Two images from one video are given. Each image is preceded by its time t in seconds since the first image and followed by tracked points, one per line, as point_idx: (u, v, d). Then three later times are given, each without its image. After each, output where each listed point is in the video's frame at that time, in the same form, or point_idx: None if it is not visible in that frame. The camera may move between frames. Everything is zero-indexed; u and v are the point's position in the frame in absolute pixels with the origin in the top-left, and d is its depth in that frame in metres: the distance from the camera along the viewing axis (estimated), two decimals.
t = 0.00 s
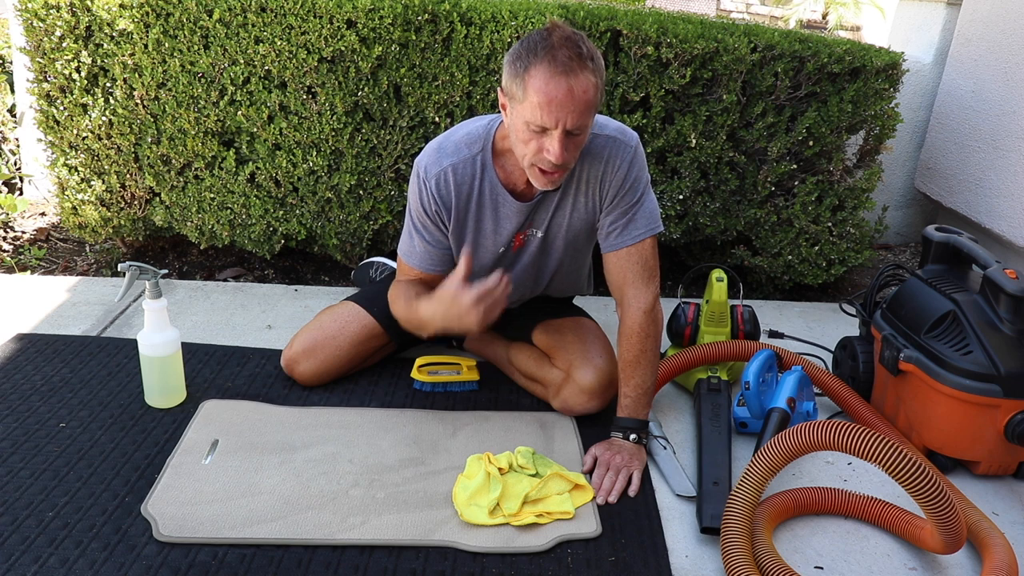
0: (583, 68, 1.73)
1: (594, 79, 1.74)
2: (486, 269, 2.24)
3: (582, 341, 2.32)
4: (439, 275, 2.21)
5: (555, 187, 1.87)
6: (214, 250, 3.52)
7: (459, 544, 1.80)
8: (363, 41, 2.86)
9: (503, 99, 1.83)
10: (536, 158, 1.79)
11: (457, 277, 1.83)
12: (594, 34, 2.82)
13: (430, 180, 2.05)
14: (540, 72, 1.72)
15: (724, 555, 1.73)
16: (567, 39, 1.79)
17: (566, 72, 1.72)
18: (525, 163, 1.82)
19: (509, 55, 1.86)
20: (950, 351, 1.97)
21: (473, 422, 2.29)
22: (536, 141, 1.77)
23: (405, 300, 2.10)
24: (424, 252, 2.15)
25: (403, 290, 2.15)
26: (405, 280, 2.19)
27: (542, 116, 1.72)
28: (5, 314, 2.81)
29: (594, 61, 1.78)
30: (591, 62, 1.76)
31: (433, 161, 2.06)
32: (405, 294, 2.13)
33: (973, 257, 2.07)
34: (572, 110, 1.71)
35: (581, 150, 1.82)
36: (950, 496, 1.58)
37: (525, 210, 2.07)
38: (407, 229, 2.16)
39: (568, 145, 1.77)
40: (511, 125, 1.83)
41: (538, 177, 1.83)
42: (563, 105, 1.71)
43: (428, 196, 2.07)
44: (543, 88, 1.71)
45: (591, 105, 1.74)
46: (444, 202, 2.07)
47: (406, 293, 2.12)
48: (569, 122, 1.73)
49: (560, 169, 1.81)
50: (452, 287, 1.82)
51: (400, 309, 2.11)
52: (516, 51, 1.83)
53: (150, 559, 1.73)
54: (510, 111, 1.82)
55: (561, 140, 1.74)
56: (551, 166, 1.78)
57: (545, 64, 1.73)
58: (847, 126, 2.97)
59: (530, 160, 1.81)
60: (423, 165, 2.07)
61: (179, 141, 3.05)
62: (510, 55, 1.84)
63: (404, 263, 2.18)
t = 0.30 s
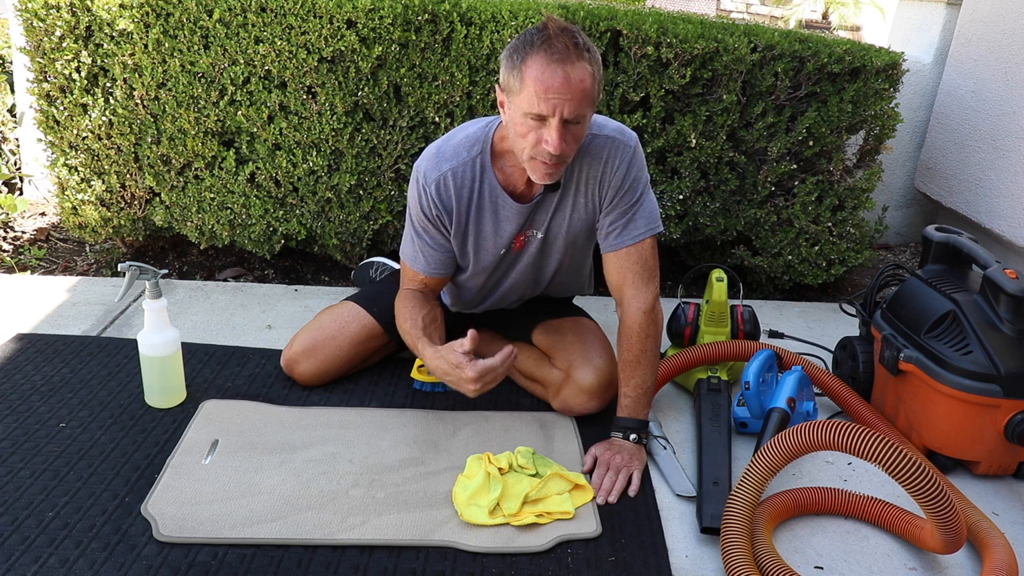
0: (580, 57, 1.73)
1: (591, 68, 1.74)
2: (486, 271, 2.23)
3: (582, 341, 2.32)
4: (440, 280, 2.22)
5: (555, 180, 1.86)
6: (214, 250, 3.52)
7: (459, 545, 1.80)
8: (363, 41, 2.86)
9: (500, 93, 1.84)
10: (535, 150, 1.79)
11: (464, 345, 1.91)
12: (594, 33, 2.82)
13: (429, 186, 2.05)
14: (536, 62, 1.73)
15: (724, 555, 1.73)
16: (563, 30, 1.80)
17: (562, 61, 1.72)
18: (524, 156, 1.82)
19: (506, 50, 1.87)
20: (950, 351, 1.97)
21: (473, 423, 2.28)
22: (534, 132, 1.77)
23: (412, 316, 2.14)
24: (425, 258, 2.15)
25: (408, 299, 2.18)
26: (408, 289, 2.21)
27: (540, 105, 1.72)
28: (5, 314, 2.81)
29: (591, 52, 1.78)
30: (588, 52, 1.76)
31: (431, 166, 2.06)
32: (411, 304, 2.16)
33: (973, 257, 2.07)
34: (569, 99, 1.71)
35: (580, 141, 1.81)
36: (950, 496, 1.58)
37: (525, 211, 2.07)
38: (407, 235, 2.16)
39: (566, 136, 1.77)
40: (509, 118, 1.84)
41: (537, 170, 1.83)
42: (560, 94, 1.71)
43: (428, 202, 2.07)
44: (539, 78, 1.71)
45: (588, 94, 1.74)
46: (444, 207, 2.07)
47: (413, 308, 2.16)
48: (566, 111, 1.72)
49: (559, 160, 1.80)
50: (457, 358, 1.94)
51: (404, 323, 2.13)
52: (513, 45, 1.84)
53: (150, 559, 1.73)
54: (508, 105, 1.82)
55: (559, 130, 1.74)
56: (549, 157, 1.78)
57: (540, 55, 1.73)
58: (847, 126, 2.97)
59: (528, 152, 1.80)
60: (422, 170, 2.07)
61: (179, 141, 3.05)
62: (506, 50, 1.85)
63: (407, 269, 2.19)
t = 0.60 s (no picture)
0: (581, 52, 1.74)
1: (592, 63, 1.75)
2: (486, 270, 2.23)
3: (582, 341, 2.32)
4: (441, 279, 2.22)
5: (552, 175, 1.86)
6: (214, 250, 3.52)
7: (459, 545, 1.80)
8: (363, 41, 2.86)
9: (501, 86, 1.84)
10: (533, 143, 1.79)
11: (463, 343, 1.92)
12: (594, 34, 2.82)
13: (430, 183, 2.05)
14: (536, 55, 1.74)
15: (724, 555, 1.73)
16: (565, 25, 1.80)
17: (563, 55, 1.73)
18: (522, 149, 1.82)
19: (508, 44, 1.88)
20: (950, 351, 1.97)
21: (473, 423, 2.28)
22: (533, 125, 1.78)
23: (412, 315, 2.14)
24: (425, 257, 2.15)
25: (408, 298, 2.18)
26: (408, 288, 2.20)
27: (539, 97, 1.73)
28: (5, 314, 2.81)
29: (593, 48, 1.78)
30: (589, 47, 1.77)
31: (432, 164, 2.06)
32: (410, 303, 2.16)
33: (973, 257, 2.07)
34: (568, 92, 1.72)
35: (579, 137, 1.82)
36: (950, 496, 1.58)
37: (525, 210, 2.07)
38: (407, 234, 2.16)
39: (564, 130, 1.77)
40: (509, 112, 1.84)
41: (534, 165, 1.83)
42: (559, 88, 1.72)
43: (428, 199, 2.06)
44: (539, 70, 1.72)
45: (588, 89, 1.74)
46: (445, 205, 2.07)
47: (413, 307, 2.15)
48: (565, 104, 1.73)
49: (557, 155, 1.81)
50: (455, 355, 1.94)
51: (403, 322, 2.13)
52: (515, 39, 1.85)
53: (150, 559, 1.73)
54: (508, 98, 1.83)
55: (557, 123, 1.75)
56: (547, 151, 1.79)
57: (542, 49, 1.74)
58: (847, 126, 2.97)
59: (526, 146, 1.81)
60: (423, 168, 2.07)
61: (179, 141, 3.05)
62: (509, 44, 1.86)
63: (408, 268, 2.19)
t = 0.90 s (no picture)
0: (579, 49, 1.75)
1: (591, 60, 1.75)
2: (485, 268, 2.23)
3: (582, 342, 2.32)
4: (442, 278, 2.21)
5: (551, 172, 1.86)
6: (214, 250, 3.52)
7: (459, 545, 1.80)
8: (363, 41, 2.86)
9: (500, 84, 1.84)
10: (532, 140, 1.79)
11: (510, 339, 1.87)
12: (594, 34, 2.82)
13: (429, 180, 2.05)
14: (535, 52, 1.74)
15: (724, 555, 1.73)
16: (563, 23, 1.81)
17: (561, 52, 1.73)
18: (521, 146, 1.82)
19: (507, 43, 1.88)
20: (950, 351, 1.97)
21: (473, 422, 2.28)
22: (532, 122, 1.78)
23: (424, 310, 2.11)
24: (426, 255, 2.14)
25: (414, 296, 2.15)
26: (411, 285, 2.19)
27: (538, 94, 1.73)
28: (5, 314, 2.81)
29: (592, 45, 1.79)
30: (589, 45, 1.77)
31: (432, 161, 2.06)
32: (418, 300, 2.13)
33: (973, 256, 2.07)
34: (567, 88, 1.72)
35: (577, 134, 1.82)
36: (950, 496, 1.58)
37: (524, 208, 2.07)
38: (407, 231, 2.16)
39: (564, 127, 1.77)
40: (508, 110, 1.84)
41: (533, 161, 1.83)
42: (559, 85, 1.72)
43: (428, 196, 2.06)
44: (538, 67, 1.73)
45: (587, 86, 1.75)
46: (445, 201, 2.07)
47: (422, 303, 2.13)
48: (564, 101, 1.74)
49: (556, 151, 1.81)
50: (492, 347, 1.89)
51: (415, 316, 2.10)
52: (514, 37, 1.85)
53: (150, 559, 1.73)
54: (507, 96, 1.83)
55: (556, 120, 1.75)
56: (546, 147, 1.78)
57: (541, 46, 1.74)
58: (847, 126, 2.97)
59: (525, 143, 1.81)
60: (422, 165, 2.07)
61: (179, 141, 3.05)
62: (507, 43, 1.86)
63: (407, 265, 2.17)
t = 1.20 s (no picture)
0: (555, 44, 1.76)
1: (568, 53, 1.76)
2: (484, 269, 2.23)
3: (582, 341, 2.32)
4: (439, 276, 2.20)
5: (542, 168, 1.87)
6: (214, 250, 3.52)
7: (459, 545, 1.80)
8: (363, 41, 2.86)
9: (483, 86, 1.87)
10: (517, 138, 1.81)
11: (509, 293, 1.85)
12: (594, 34, 2.82)
13: (426, 181, 2.05)
14: (511, 51, 1.76)
15: (724, 555, 1.73)
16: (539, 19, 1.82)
17: (537, 48, 1.75)
18: (508, 146, 1.85)
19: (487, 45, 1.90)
20: (950, 351, 1.97)
21: (473, 422, 2.28)
22: (515, 120, 1.80)
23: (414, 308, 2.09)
24: (422, 253, 2.13)
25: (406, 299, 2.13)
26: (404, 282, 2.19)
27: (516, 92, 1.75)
28: (5, 314, 2.81)
29: (569, 38, 1.79)
30: (565, 38, 1.78)
31: (428, 163, 2.06)
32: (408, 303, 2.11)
33: (973, 256, 2.07)
34: (544, 83, 1.74)
35: (564, 128, 1.82)
36: (950, 496, 1.58)
37: (522, 208, 2.07)
38: (404, 232, 2.16)
39: (547, 122, 1.79)
40: (493, 111, 1.87)
41: (522, 159, 1.85)
42: (536, 80, 1.74)
43: (425, 198, 2.06)
44: (514, 66, 1.75)
45: (566, 79, 1.76)
46: (441, 203, 2.07)
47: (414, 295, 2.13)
48: (543, 96, 1.75)
49: (543, 147, 1.82)
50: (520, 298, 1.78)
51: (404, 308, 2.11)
52: (492, 39, 1.87)
53: (150, 559, 1.73)
54: (491, 98, 1.86)
55: (538, 116, 1.76)
56: (531, 144, 1.80)
57: (516, 44, 1.76)
58: (847, 126, 2.97)
59: (511, 142, 1.83)
60: (419, 167, 2.07)
61: (179, 141, 3.05)
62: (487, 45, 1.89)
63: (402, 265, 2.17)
